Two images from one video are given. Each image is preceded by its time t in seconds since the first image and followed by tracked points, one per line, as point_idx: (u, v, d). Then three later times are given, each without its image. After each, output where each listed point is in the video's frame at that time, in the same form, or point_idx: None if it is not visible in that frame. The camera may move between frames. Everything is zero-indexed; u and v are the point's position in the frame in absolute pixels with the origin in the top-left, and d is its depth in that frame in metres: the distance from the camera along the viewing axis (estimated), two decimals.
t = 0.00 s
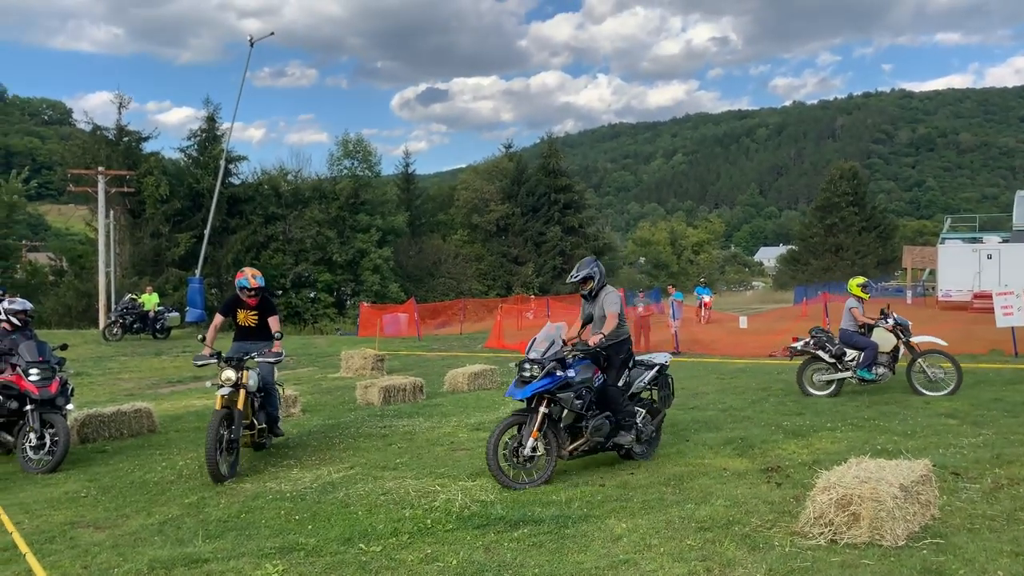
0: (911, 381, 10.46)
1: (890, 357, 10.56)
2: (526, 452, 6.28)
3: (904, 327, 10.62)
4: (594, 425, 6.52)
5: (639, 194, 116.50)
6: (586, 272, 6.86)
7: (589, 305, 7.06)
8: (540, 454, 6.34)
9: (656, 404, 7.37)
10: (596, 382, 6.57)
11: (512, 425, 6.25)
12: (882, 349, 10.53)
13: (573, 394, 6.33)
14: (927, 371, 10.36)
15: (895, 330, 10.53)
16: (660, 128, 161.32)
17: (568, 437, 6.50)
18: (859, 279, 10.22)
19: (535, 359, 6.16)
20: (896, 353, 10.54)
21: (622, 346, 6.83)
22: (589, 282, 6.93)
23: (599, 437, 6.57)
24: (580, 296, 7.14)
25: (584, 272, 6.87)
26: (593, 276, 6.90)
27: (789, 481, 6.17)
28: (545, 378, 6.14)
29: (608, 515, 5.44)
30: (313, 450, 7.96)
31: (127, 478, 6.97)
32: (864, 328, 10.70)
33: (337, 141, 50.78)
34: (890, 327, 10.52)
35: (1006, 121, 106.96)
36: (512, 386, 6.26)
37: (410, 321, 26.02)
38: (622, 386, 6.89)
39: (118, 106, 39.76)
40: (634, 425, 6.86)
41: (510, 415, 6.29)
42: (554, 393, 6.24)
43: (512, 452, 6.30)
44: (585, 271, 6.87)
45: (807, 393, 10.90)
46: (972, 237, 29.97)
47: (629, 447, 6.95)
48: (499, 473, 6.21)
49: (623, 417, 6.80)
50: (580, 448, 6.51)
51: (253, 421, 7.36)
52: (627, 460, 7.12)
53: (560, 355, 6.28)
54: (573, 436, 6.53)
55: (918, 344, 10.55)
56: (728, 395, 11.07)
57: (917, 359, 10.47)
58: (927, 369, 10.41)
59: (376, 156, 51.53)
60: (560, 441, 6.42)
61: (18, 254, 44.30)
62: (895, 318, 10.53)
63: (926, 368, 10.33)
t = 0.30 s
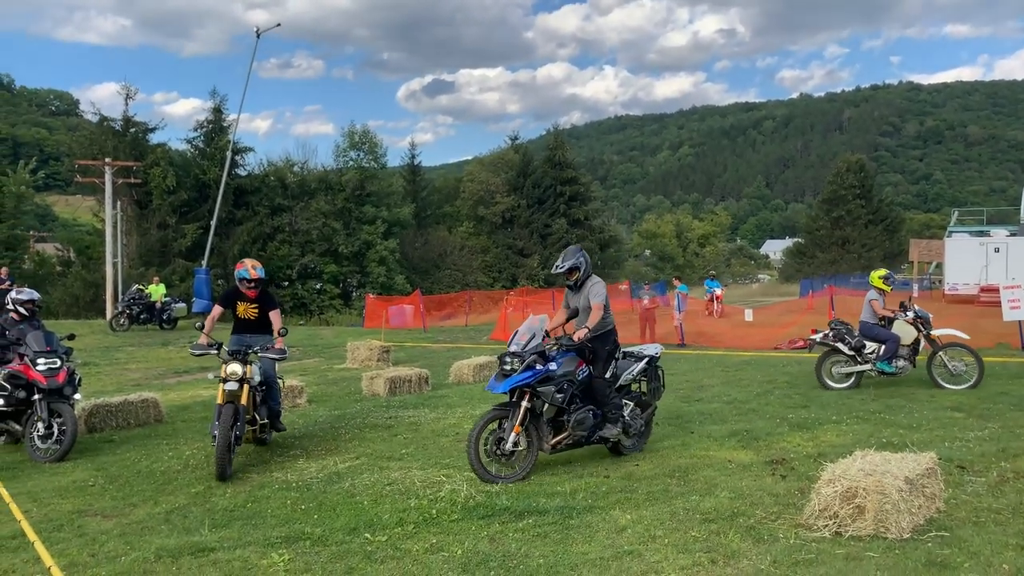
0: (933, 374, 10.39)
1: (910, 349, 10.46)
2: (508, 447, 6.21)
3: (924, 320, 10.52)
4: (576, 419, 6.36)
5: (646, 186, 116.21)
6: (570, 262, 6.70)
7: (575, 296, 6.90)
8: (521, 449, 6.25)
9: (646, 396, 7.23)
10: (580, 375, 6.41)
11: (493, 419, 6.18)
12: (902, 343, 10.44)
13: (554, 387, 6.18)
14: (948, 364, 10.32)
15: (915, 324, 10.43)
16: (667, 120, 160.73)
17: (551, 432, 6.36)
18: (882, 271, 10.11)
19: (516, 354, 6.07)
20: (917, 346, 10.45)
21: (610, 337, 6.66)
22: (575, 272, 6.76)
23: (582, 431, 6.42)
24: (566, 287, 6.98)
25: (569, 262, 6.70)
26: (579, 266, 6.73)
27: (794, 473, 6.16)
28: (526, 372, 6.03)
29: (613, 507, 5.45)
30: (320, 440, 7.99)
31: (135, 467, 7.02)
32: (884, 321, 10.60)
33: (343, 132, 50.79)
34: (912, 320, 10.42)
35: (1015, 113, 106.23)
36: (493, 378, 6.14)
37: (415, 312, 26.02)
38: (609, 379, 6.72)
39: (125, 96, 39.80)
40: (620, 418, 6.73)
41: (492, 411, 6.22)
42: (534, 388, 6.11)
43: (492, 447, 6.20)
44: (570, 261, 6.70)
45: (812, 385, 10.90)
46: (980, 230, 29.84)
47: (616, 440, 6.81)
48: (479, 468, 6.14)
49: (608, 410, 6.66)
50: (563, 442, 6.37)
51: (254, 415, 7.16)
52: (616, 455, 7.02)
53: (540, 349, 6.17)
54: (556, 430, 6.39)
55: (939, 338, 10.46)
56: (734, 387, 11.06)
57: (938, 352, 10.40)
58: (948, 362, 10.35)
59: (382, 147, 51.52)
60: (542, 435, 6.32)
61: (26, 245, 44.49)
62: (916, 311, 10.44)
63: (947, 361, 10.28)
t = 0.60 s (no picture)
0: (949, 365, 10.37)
1: (926, 339, 10.42)
2: (483, 441, 6.07)
3: (941, 310, 10.50)
4: (553, 412, 6.24)
5: (648, 176, 115.94)
6: (549, 254, 6.52)
7: (554, 288, 6.74)
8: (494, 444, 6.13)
9: (629, 390, 7.14)
10: (559, 368, 6.29)
11: (469, 413, 6.01)
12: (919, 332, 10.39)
13: (530, 380, 6.07)
14: (964, 354, 10.29)
15: (932, 313, 10.40)
16: (669, 109, 160.09)
17: (526, 425, 6.25)
18: (898, 260, 10.13)
19: (492, 344, 5.93)
20: (933, 335, 10.42)
21: (593, 331, 6.53)
22: (554, 265, 6.58)
23: (558, 425, 6.30)
24: (545, 278, 6.82)
25: (548, 255, 6.49)
26: (558, 259, 6.54)
27: (795, 462, 6.18)
28: (502, 363, 5.90)
29: (614, 495, 5.47)
30: (322, 428, 8.02)
31: (137, 455, 7.04)
32: (900, 310, 10.58)
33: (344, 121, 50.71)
34: (928, 309, 10.38)
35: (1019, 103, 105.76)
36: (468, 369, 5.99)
37: (418, 302, 26.02)
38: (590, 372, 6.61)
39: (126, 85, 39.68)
40: (600, 412, 6.61)
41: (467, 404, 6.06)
42: (510, 380, 5.99)
43: (467, 438, 6.06)
44: (549, 253, 6.50)
45: (813, 375, 10.91)
46: (982, 220, 29.79)
47: (597, 434, 6.70)
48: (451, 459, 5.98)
49: (588, 404, 6.54)
50: (539, 435, 6.28)
51: (251, 410, 6.89)
52: (597, 447, 6.91)
53: (518, 341, 6.03)
54: (532, 423, 6.28)
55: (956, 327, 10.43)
56: (737, 376, 11.09)
57: (954, 342, 10.38)
58: (965, 352, 10.32)
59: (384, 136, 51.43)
60: (516, 427, 6.22)
61: (28, 234, 44.52)
62: (932, 300, 10.42)
63: (964, 350, 10.25)
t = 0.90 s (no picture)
0: (966, 354, 10.33)
1: (944, 328, 10.35)
2: (451, 443, 5.82)
3: (959, 299, 10.42)
4: (521, 411, 5.97)
5: (648, 166, 115.73)
6: (523, 249, 6.32)
7: (527, 282, 6.57)
8: (458, 447, 5.85)
9: (601, 385, 7.02)
10: (528, 364, 6.03)
11: (440, 414, 5.75)
12: (936, 321, 10.34)
13: (498, 377, 5.75)
14: (982, 343, 10.23)
15: (950, 302, 10.34)
16: (669, 99, 159.61)
17: (493, 423, 5.96)
18: (913, 248, 10.09)
19: (459, 341, 5.70)
20: (951, 325, 10.34)
21: (569, 327, 6.40)
22: (527, 259, 6.40)
23: (527, 423, 6.04)
24: (518, 272, 6.63)
25: (521, 249, 6.30)
26: (531, 253, 6.36)
27: (794, 452, 6.19)
28: (468, 360, 5.65)
29: (613, 484, 5.49)
30: (322, 418, 8.04)
31: (139, 445, 7.07)
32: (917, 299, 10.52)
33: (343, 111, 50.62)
34: (946, 297, 10.32)
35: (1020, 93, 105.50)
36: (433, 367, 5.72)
37: (417, 293, 25.98)
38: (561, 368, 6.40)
39: (125, 75, 39.55)
40: (571, 409, 6.39)
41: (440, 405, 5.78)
42: (478, 379, 5.71)
43: (437, 441, 5.78)
44: (522, 247, 6.30)
45: (812, 365, 10.95)
46: (982, 210, 29.77)
47: (567, 432, 6.50)
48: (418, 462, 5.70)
49: (559, 401, 6.33)
50: (507, 434, 5.98)
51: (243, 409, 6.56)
52: (567, 444, 6.73)
53: (485, 336, 5.80)
54: (499, 422, 5.98)
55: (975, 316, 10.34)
56: (737, 365, 11.13)
57: (972, 331, 10.31)
58: (983, 342, 10.25)
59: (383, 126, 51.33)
60: (484, 426, 5.93)
61: (27, 225, 44.45)
62: (951, 288, 10.34)
63: (982, 340, 10.19)
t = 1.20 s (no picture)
0: (987, 345, 10.26)
1: (964, 319, 10.32)
2: (407, 450, 5.45)
3: (981, 289, 10.36)
4: (482, 415, 5.66)
5: (647, 157, 115.51)
6: (485, 247, 6.00)
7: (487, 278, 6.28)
8: (415, 452, 5.50)
9: (561, 381, 6.79)
10: (489, 365, 5.74)
11: (396, 420, 5.36)
12: (956, 312, 10.31)
13: (459, 381, 5.46)
14: (1003, 333, 10.14)
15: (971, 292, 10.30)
16: (668, 89, 159.18)
17: (453, 428, 5.63)
18: (933, 238, 10.04)
19: (417, 342, 5.30)
20: (971, 316, 10.31)
21: (535, 323, 6.21)
22: (490, 255, 6.09)
23: (489, 427, 5.73)
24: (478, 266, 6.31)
25: (484, 244, 5.98)
26: (494, 248, 6.05)
27: (792, 442, 6.22)
28: (426, 363, 5.27)
29: (611, 474, 5.51)
30: (321, 408, 8.05)
31: (137, 435, 7.08)
32: (938, 289, 10.48)
33: (341, 101, 50.46)
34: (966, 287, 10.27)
35: (1019, 83, 105.32)
36: (388, 370, 5.33)
37: (415, 283, 25.89)
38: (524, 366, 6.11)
39: (122, 65, 39.35)
40: (533, 409, 6.10)
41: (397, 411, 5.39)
42: (438, 382, 5.36)
43: (392, 449, 5.39)
44: (486, 242, 5.99)
45: (810, 355, 10.98)
46: (980, 201, 29.77)
47: (528, 433, 6.21)
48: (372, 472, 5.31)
49: (521, 401, 6.04)
50: (467, 439, 5.66)
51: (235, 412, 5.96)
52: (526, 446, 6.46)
53: (445, 338, 5.44)
54: (459, 426, 5.67)
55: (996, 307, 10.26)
56: (735, 356, 11.17)
57: (994, 321, 10.23)
58: (1005, 332, 10.17)
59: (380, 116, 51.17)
60: (443, 431, 5.59)
61: (24, 215, 44.33)
62: (972, 279, 10.30)
63: (1003, 330, 10.11)
